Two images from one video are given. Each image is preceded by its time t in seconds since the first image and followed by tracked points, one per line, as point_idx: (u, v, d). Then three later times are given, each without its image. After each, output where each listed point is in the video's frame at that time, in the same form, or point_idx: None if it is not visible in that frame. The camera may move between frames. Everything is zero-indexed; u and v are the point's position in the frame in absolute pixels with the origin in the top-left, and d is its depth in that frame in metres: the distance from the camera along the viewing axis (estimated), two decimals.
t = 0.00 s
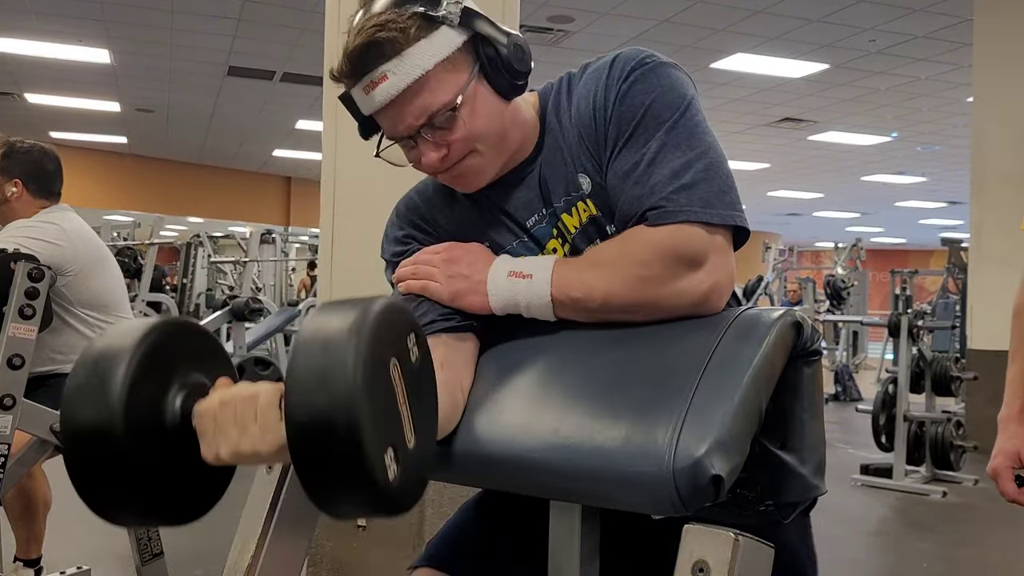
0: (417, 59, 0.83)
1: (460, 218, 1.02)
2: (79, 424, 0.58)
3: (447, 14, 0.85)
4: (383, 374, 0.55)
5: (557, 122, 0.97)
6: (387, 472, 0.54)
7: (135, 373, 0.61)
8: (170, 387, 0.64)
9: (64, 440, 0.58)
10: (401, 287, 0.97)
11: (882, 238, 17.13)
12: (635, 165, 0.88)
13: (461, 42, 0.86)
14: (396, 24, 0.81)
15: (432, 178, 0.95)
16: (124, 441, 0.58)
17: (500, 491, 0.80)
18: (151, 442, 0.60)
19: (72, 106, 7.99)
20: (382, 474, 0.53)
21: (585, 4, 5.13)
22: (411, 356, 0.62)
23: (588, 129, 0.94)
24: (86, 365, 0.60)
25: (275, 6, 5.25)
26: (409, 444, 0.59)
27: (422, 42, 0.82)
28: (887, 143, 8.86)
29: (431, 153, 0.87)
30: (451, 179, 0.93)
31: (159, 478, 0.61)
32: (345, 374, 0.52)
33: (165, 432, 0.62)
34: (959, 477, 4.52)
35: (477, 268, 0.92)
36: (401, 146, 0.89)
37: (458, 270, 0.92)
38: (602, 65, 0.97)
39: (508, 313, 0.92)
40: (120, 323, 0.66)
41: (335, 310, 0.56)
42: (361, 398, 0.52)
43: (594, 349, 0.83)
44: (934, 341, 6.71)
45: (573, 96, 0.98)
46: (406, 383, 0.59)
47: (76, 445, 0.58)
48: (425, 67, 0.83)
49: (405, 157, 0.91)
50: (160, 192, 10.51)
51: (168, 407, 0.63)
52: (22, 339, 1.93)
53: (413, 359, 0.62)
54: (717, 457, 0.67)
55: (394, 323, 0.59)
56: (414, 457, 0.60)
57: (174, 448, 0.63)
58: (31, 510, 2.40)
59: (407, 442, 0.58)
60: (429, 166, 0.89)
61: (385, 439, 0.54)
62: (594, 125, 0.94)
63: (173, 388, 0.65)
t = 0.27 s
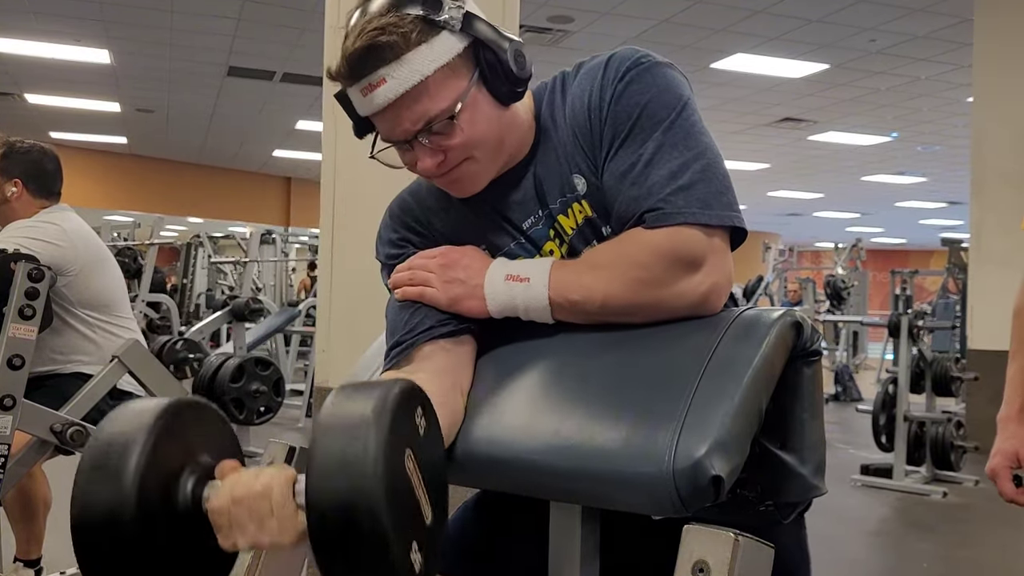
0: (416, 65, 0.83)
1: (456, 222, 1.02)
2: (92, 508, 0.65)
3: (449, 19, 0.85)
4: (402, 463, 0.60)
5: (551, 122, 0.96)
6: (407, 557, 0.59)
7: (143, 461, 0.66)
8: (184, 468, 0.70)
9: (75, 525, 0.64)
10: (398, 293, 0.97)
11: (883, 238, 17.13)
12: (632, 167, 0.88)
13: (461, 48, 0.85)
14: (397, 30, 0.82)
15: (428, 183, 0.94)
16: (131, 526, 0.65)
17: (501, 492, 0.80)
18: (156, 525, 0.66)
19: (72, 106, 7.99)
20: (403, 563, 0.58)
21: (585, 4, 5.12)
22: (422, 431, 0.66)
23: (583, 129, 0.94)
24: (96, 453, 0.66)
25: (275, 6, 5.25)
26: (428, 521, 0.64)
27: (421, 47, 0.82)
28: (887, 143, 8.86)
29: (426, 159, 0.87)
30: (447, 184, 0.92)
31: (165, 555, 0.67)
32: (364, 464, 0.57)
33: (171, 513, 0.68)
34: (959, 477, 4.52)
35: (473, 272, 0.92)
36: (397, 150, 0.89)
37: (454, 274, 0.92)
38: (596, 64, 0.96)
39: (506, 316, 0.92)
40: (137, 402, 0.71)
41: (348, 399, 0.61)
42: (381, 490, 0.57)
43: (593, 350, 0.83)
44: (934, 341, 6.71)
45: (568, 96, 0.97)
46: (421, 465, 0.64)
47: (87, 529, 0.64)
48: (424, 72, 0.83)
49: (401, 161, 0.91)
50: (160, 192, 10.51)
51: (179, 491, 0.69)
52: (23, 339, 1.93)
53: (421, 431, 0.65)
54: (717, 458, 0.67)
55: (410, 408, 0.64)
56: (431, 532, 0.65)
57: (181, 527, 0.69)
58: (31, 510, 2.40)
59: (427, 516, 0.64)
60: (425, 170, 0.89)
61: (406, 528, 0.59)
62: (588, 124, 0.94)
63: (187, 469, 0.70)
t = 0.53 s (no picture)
0: (413, 71, 0.83)
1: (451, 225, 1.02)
2: None
3: (447, 24, 0.84)
4: (409, 526, 0.63)
5: (544, 123, 0.96)
6: None
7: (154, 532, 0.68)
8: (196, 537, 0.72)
9: None
10: (393, 299, 0.97)
11: (882, 238, 17.13)
12: (628, 167, 0.88)
13: (458, 54, 0.85)
14: (394, 35, 0.82)
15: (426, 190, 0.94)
16: None
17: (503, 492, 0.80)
18: None
19: (72, 106, 7.99)
20: None
21: (585, 4, 5.12)
22: (425, 484, 0.67)
23: (577, 127, 0.93)
24: (110, 525, 0.69)
25: (275, 6, 5.25)
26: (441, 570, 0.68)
27: (419, 53, 0.83)
28: (887, 143, 8.86)
29: (423, 165, 0.87)
30: (445, 191, 0.92)
31: None
32: (366, 522, 0.60)
33: None
34: (959, 477, 4.53)
35: (468, 276, 0.92)
36: (394, 158, 0.89)
37: (449, 279, 0.92)
38: (589, 61, 0.96)
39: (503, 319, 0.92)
40: (147, 474, 0.74)
41: (351, 465, 0.63)
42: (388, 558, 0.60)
43: (592, 352, 0.83)
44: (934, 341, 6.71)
45: (561, 94, 0.96)
46: (429, 522, 0.66)
47: None
48: (421, 80, 0.83)
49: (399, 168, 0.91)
50: (160, 192, 10.51)
51: (192, 557, 0.71)
52: (23, 339, 1.93)
53: (422, 484, 0.66)
54: (717, 458, 0.67)
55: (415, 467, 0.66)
56: None
57: None
58: (32, 510, 2.40)
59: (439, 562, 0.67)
60: (422, 176, 0.89)
61: None
62: (582, 123, 0.93)
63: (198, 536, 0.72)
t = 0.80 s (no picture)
0: (419, 71, 0.85)
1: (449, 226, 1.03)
2: None
3: (452, 23, 0.86)
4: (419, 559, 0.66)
5: (543, 123, 0.98)
6: None
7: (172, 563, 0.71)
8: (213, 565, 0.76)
9: None
10: (393, 300, 0.98)
11: (882, 238, 17.14)
12: (627, 168, 0.90)
13: (463, 53, 0.87)
14: (401, 35, 0.83)
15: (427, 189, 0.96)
16: None
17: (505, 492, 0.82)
18: None
19: (72, 106, 7.99)
20: None
21: (585, 5, 5.13)
22: (432, 517, 0.70)
23: (576, 128, 0.95)
24: (128, 558, 0.71)
25: (275, 6, 5.26)
26: None
27: (424, 52, 0.84)
28: (886, 143, 8.87)
29: (428, 164, 0.89)
30: (447, 190, 0.94)
31: None
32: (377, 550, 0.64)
33: None
34: (957, 476, 4.54)
35: (468, 278, 0.93)
36: (397, 157, 0.91)
37: (449, 281, 0.94)
38: (589, 63, 0.97)
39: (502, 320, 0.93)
40: (161, 509, 0.75)
41: (365, 500, 0.67)
42: None
43: (592, 353, 0.85)
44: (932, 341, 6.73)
45: (559, 95, 0.98)
46: (437, 552, 0.70)
47: None
48: (426, 79, 0.85)
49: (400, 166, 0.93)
50: (160, 192, 10.52)
51: None
52: (24, 338, 1.94)
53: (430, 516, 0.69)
54: (716, 457, 0.69)
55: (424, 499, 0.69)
56: None
57: None
58: (33, 508, 2.42)
59: None
60: (425, 175, 0.91)
61: None
62: (581, 124, 0.95)
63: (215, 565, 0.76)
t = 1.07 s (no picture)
0: (442, 89, 0.83)
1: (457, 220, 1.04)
2: (115, 550, 0.61)
3: (471, 37, 0.84)
4: (423, 501, 0.61)
5: (553, 122, 0.98)
6: None
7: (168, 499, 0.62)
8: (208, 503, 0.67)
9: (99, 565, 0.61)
10: (403, 287, 0.99)
11: (882, 238, 17.14)
12: (635, 167, 0.90)
13: (482, 67, 0.85)
14: (422, 53, 0.81)
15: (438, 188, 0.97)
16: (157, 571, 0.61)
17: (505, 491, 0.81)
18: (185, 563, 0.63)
19: (72, 106, 8.00)
20: None
21: (585, 5, 5.13)
22: (435, 462, 0.66)
23: (586, 127, 0.96)
24: (120, 490, 0.63)
25: (275, 6, 5.26)
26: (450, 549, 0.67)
27: (447, 68, 0.82)
28: (886, 143, 8.87)
29: (449, 173, 0.90)
30: (460, 190, 0.95)
31: None
32: (380, 493, 0.58)
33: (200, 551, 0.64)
34: (958, 476, 4.54)
35: (476, 270, 0.94)
36: (414, 164, 0.91)
37: (457, 272, 0.95)
38: (600, 64, 0.98)
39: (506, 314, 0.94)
40: (156, 439, 0.67)
41: (363, 439, 0.62)
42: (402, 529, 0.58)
43: (596, 349, 0.85)
44: (931, 341, 6.74)
45: (571, 94, 0.99)
46: (439, 501, 0.65)
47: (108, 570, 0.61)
48: (450, 98, 0.83)
49: (414, 169, 0.93)
50: (160, 191, 10.52)
51: (204, 525, 0.66)
52: (24, 338, 1.94)
53: (433, 463, 0.65)
54: (716, 457, 0.69)
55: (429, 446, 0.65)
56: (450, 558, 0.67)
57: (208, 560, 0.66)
58: (33, 508, 2.42)
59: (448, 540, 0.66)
60: (441, 180, 0.92)
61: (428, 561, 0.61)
62: (591, 123, 0.95)
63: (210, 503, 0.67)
